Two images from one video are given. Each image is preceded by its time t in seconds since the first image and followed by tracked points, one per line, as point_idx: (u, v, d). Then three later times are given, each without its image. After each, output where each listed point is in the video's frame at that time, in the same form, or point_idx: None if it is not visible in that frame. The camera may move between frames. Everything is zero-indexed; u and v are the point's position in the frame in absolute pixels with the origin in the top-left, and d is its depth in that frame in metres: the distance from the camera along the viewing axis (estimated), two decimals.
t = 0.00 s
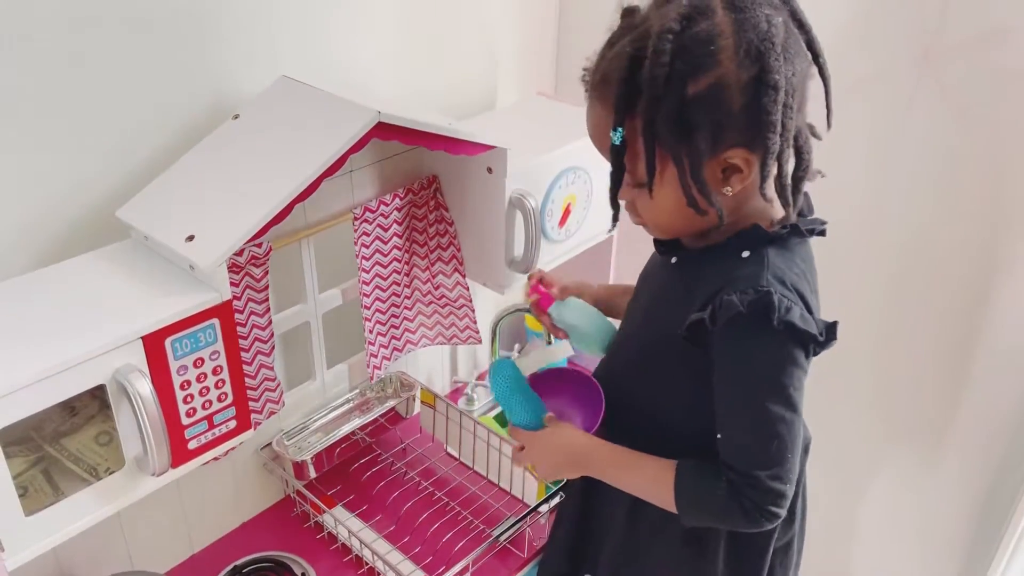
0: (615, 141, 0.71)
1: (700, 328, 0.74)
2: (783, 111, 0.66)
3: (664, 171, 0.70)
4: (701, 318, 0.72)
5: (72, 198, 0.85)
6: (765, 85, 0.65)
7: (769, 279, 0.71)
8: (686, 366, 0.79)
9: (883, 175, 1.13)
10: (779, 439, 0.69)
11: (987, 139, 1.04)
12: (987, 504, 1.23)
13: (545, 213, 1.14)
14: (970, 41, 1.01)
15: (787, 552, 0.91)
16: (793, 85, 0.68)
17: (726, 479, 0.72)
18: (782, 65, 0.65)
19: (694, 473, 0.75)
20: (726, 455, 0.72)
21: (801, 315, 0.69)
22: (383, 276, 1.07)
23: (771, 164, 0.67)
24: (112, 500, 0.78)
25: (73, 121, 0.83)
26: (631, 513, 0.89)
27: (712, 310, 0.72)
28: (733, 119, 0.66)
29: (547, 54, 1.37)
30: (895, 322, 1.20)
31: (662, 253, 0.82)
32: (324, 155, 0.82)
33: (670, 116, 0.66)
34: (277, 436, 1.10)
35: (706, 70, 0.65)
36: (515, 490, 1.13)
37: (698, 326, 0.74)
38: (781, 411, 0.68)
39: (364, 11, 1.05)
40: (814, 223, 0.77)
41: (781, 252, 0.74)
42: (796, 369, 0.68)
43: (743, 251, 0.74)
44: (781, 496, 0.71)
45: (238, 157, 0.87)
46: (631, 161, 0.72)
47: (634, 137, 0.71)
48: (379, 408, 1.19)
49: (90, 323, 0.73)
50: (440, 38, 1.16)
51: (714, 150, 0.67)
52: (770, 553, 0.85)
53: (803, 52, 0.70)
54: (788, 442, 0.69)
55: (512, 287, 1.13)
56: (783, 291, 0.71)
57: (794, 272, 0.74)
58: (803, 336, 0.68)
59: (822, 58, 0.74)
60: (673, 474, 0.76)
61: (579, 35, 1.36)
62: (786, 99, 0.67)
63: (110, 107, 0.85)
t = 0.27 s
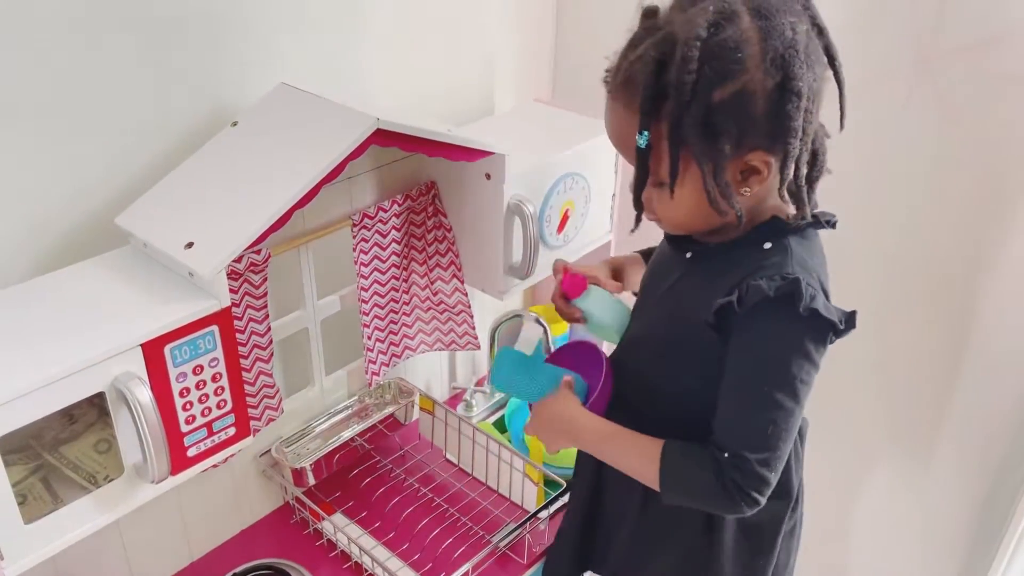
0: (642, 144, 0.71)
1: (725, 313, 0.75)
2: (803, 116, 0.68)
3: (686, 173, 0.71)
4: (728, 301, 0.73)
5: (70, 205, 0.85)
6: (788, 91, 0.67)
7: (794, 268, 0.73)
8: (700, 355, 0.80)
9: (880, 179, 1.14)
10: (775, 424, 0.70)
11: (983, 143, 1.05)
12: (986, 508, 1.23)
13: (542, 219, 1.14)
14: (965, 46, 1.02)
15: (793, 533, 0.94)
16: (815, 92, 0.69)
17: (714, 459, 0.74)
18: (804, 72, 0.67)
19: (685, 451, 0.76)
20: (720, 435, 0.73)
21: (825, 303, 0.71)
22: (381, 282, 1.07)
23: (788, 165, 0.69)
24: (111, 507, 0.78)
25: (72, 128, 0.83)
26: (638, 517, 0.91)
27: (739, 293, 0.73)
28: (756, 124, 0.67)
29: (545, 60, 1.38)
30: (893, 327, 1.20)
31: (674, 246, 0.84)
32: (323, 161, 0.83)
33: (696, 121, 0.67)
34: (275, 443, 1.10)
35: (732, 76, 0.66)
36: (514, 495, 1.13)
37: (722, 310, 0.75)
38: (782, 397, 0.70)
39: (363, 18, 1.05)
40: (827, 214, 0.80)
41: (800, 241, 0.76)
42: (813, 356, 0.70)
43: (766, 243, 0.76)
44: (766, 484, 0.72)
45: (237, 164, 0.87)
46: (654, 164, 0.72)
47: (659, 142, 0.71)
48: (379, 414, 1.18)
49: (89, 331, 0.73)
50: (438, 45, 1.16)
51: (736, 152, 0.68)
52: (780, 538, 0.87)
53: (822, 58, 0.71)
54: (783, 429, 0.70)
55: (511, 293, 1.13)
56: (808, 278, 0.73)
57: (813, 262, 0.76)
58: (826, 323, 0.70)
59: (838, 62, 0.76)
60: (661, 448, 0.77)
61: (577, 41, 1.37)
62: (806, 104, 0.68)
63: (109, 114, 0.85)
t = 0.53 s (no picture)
0: (643, 146, 0.71)
1: (721, 297, 0.76)
2: (803, 123, 0.68)
3: (687, 175, 0.71)
4: (726, 283, 0.74)
5: (64, 212, 0.85)
6: (790, 98, 0.67)
7: (791, 255, 0.74)
8: (696, 343, 0.80)
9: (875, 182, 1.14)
10: (757, 405, 0.70)
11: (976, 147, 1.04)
12: (982, 511, 1.23)
13: (538, 222, 1.14)
14: (957, 49, 1.02)
15: (790, 530, 0.94)
16: (816, 98, 0.70)
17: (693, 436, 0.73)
18: (806, 79, 0.67)
19: (665, 422, 0.75)
20: (702, 411, 0.73)
21: (819, 291, 0.72)
22: (377, 288, 1.07)
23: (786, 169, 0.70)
24: (105, 514, 0.78)
25: (65, 135, 0.83)
26: (635, 528, 0.90)
27: (736, 277, 0.74)
28: (757, 130, 0.67)
29: (540, 65, 1.38)
30: (889, 330, 1.20)
31: (673, 240, 0.84)
32: (317, 167, 0.82)
33: (699, 126, 0.67)
34: (271, 450, 1.09)
35: (734, 83, 0.66)
36: (510, 500, 1.13)
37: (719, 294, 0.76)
38: (765, 377, 0.70)
39: (357, 23, 1.05)
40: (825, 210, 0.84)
41: (798, 232, 0.77)
42: (803, 342, 0.71)
43: (764, 233, 0.76)
44: (741, 467, 0.71)
45: (232, 169, 0.87)
46: (656, 167, 0.72)
47: (662, 144, 0.71)
48: (375, 419, 1.17)
49: (83, 337, 0.73)
50: (433, 49, 1.16)
51: (736, 157, 0.68)
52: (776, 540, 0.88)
53: (824, 65, 0.71)
54: (763, 411, 0.70)
55: (507, 297, 1.13)
56: (805, 266, 0.74)
57: (811, 251, 0.77)
58: (820, 309, 0.71)
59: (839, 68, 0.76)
60: (641, 419, 0.76)
61: (572, 45, 1.37)
62: (807, 111, 0.68)
63: (102, 119, 0.85)
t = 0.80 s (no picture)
0: (636, 154, 0.72)
1: (717, 290, 0.76)
2: (796, 136, 0.68)
3: (677, 182, 0.71)
4: (722, 275, 0.74)
5: (51, 219, 0.84)
6: (783, 112, 0.67)
7: (787, 250, 0.75)
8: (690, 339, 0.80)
9: (866, 186, 1.14)
10: (742, 397, 0.70)
11: (965, 151, 1.05)
12: (975, 514, 1.23)
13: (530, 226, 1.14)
14: (946, 54, 1.02)
15: (779, 531, 0.94)
16: (810, 111, 0.69)
17: (678, 421, 0.73)
18: (800, 94, 0.67)
19: (655, 405, 0.75)
20: (690, 398, 0.73)
21: (814, 287, 0.72)
22: (369, 293, 1.06)
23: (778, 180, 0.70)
24: (94, 522, 0.77)
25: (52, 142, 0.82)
26: (621, 530, 0.90)
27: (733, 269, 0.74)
28: (748, 142, 0.67)
29: (531, 70, 1.38)
30: (880, 333, 1.20)
31: (668, 237, 0.84)
32: (306, 174, 0.82)
33: (690, 137, 0.68)
34: (262, 456, 1.09)
35: (726, 96, 0.66)
36: (503, 506, 1.12)
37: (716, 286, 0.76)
38: (752, 369, 0.70)
39: (346, 29, 1.05)
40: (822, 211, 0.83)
41: (793, 230, 0.77)
42: (793, 339, 0.71)
43: (761, 231, 0.77)
44: (723, 459, 0.71)
45: (220, 176, 0.86)
46: (649, 173, 0.73)
47: (654, 152, 0.72)
48: (367, 424, 1.17)
49: (70, 345, 0.72)
50: (423, 55, 1.16)
51: (727, 167, 0.69)
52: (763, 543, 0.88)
53: (820, 77, 0.71)
54: (748, 402, 0.70)
55: (499, 302, 1.14)
56: (801, 262, 0.74)
57: (806, 248, 0.78)
58: (814, 305, 0.71)
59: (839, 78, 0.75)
60: (639, 393, 0.76)
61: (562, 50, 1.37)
62: (800, 124, 0.68)
63: (90, 127, 0.84)
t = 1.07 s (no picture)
0: (627, 159, 0.72)
1: (712, 299, 0.76)
2: (788, 146, 0.69)
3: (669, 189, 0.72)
4: (718, 285, 0.74)
5: (41, 225, 0.84)
6: (775, 122, 0.67)
7: (783, 259, 0.75)
8: (685, 346, 0.80)
9: (856, 190, 1.14)
10: (737, 406, 0.70)
11: (954, 155, 1.05)
12: (967, 517, 1.23)
13: (521, 231, 1.14)
14: (935, 58, 1.03)
15: (771, 533, 0.94)
16: (803, 121, 0.69)
17: (674, 429, 0.73)
18: (793, 105, 0.67)
19: (650, 412, 0.75)
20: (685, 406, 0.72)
21: (809, 297, 0.72)
22: (360, 299, 1.06)
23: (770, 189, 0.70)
24: (84, 529, 0.77)
25: (41, 148, 0.82)
26: (613, 534, 0.90)
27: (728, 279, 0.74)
28: (740, 151, 0.68)
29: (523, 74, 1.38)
30: (872, 336, 1.20)
31: (662, 241, 0.84)
32: (295, 180, 0.82)
33: (681, 144, 0.68)
34: (253, 462, 1.09)
35: (718, 105, 0.66)
36: (496, 511, 1.12)
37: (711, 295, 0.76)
38: (747, 378, 0.71)
39: (337, 34, 1.05)
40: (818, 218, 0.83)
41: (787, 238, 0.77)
42: (789, 347, 0.72)
43: (756, 238, 0.76)
44: (718, 467, 0.71)
45: (210, 182, 0.86)
46: (640, 178, 0.73)
47: (646, 156, 0.72)
48: (360, 429, 1.17)
49: (59, 352, 0.72)
50: (414, 60, 1.16)
51: (718, 176, 0.69)
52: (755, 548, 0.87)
53: (815, 88, 0.71)
54: (743, 411, 0.71)
55: (491, 307, 1.13)
56: (797, 272, 0.74)
57: (800, 254, 0.78)
58: (810, 315, 0.72)
59: (834, 87, 0.75)
60: (634, 401, 0.76)
61: (554, 55, 1.37)
62: (793, 134, 0.69)
63: (79, 134, 0.84)
